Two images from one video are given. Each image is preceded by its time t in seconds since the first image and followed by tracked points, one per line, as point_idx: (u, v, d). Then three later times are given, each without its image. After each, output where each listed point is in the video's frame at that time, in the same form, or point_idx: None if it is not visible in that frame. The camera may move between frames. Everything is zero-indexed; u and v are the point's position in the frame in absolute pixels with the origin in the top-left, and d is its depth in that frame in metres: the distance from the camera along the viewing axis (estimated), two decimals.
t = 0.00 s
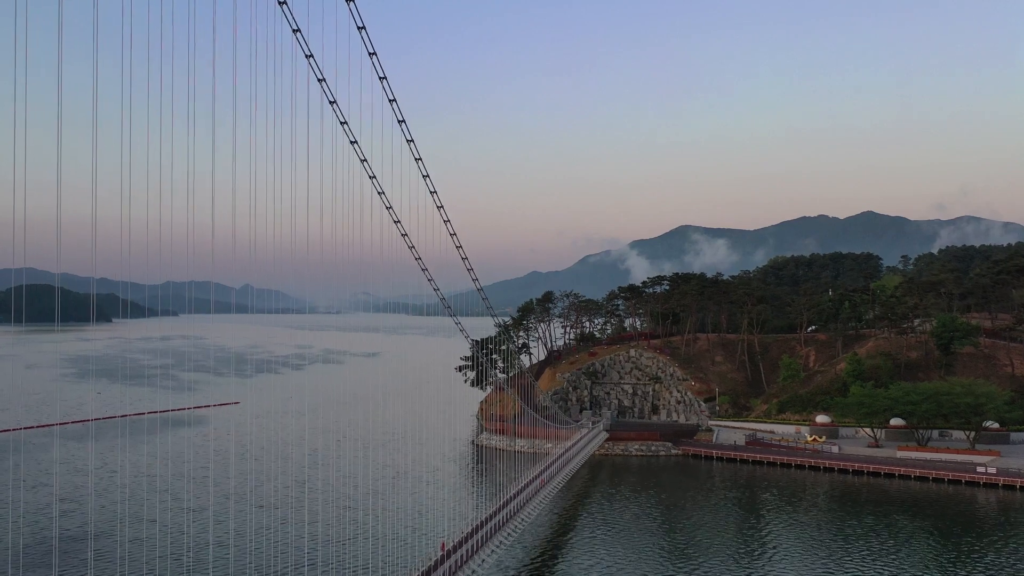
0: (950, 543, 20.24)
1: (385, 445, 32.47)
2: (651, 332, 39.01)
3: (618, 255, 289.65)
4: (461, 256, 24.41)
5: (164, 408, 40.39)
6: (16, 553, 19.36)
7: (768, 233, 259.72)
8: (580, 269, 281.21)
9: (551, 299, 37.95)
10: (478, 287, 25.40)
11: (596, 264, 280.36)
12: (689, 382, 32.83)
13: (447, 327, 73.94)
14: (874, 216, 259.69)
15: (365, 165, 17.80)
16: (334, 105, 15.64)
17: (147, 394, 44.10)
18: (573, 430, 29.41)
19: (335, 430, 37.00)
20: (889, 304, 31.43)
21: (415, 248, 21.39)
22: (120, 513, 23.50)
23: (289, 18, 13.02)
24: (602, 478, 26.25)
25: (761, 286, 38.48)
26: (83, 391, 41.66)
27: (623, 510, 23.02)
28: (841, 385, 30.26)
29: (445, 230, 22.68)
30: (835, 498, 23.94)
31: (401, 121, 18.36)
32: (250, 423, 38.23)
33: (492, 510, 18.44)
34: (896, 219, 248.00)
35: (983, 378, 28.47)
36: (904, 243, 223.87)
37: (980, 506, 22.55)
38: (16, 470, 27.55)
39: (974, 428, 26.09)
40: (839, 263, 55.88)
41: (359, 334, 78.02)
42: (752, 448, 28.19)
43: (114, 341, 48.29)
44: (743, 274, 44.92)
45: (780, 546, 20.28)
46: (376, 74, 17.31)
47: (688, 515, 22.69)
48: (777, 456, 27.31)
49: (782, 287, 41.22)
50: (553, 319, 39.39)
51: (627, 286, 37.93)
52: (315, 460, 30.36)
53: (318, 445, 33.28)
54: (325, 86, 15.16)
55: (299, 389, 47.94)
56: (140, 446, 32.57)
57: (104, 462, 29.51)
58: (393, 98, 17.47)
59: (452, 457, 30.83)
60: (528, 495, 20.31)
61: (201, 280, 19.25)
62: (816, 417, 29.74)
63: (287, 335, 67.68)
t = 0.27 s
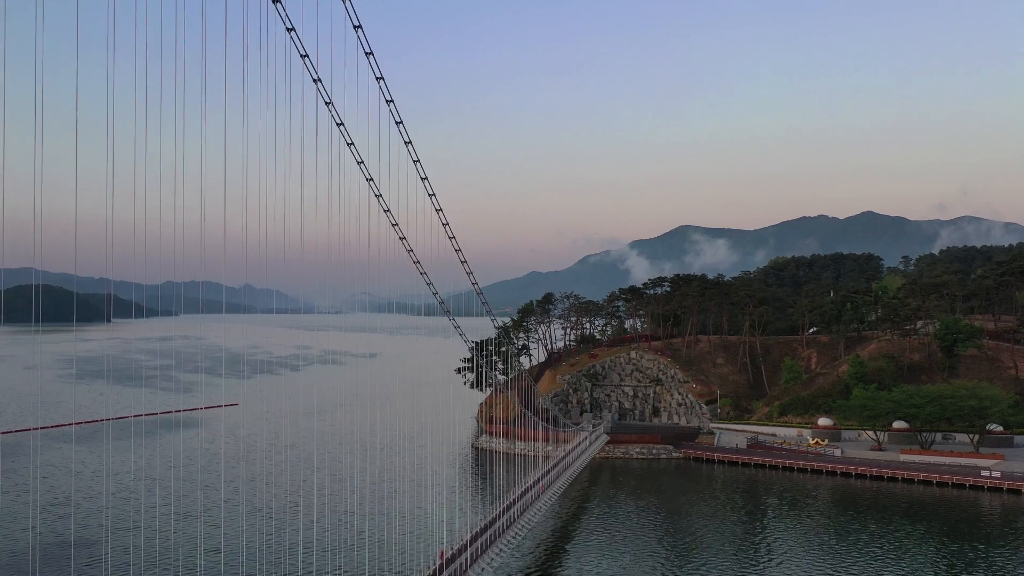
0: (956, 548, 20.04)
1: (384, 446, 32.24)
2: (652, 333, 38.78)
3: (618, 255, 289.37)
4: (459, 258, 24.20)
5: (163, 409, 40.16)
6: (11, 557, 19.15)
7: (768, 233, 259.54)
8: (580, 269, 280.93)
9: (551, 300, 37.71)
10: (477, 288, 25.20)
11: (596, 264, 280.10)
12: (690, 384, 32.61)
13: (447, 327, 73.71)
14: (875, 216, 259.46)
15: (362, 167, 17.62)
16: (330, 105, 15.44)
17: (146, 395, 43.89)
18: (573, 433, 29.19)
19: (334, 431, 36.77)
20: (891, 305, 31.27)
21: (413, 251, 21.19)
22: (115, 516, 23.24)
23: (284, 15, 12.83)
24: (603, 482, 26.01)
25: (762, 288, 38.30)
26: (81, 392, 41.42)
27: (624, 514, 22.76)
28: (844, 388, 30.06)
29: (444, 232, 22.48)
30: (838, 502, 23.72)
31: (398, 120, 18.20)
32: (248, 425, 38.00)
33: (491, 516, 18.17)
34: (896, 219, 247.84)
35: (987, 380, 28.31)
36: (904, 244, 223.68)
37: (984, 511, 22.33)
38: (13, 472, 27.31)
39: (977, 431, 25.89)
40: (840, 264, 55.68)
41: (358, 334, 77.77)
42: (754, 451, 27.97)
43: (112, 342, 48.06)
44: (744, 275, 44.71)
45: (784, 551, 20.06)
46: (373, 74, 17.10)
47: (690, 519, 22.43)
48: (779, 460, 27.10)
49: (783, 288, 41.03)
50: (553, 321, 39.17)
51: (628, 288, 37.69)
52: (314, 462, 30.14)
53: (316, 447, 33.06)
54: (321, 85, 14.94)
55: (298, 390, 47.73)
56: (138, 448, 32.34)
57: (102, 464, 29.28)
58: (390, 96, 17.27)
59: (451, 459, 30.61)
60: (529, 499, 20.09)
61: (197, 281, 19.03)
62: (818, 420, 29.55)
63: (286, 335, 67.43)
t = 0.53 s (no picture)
0: (960, 551, 19.85)
1: (383, 448, 32.02)
2: (653, 335, 38.61)
3: (618, 255, 289.13)
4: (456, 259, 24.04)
5: (162, 411, 39.95)
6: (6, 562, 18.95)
7: (769, 233, 259.30)
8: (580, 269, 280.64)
9: (552, 301, 37.50)
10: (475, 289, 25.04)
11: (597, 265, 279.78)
12: (691, 386, 32.40)
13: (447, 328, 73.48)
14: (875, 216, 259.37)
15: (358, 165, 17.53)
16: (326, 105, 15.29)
17: (145, 396, 43.67)
18: (573, 436, 29.00)
19: (334, 433, 36.56)
20: (893, 307, 31.07)
21: (412, 254, 21.02)
22: (111, 520, 23.03)
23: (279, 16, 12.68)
24: (603, 486, 25.82)
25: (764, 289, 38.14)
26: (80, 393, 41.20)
27: (626, 519, 22.53)
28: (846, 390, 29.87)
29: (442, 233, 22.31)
30: (841, 506, 23.51)
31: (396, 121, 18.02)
32: (248, 427, 37.78)
33: (492, 522, 17.92)
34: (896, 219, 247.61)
35: (990, 383, 28.14)
36: (905, 244, 223.43)
37: (988, 515, 22.13)
38: (9, 475, 27.09)
39: (981, 434, 25.70)
40: (841, 264, 55.51)
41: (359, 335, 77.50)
42: (756, 454, 27.78)
43: (111, 342, 47.83)
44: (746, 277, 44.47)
45: (786, 555, 19.86)
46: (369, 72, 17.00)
47: (692, 524, 22.21)
48: (781, 463, 26.90)
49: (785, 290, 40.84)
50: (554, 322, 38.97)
51: (628, 289, 37.49)
52: (313, 465, 29.92)
53: (316, 450, 32.86)
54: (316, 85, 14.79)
55: (298, 392, 47.56)
56: (136, 450, 32.12)
57: (100, 468, 29.06)
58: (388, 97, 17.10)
59: (451, 461, 30.40)
60: (529, 504, 19.88)
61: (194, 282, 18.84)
62: (820, 422, 29.36)
63: (286, 335, 67.19)
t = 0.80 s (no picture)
0: (965, 556, 19.65)
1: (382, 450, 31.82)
2: (653, 336, 38.38)
3: (618, 255, 288.92)
4: (454, 261, 23.86)
5: (161, 412, 39.74)
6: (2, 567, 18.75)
7: (769, 233, 259.08)
8: (580, 270, 280.41)
9: (552, 302, 37.28)
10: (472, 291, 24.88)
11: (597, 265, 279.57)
12: (692, 388, 32.23)
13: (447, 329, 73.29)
14: (875, 216, 259.22)
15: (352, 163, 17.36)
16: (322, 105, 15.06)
17: (144, 398, 43.47)
18: (573, 439, 28.83)
19: (333, 435, 36.37)
20: (895, 309, 30.90)
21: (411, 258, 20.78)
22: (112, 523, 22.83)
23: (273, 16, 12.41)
24: (604, 489, 25.63)
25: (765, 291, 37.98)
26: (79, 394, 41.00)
27: (627, 523, 22.33)
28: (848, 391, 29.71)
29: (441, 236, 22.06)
30: (844, 510, 23.33)
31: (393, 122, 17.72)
32: (247, 429, 37.59)
33: (492, 527, 17.68)
34: (896, 219, 247.46)
35: (993, 385, 27.97)
36: (905, 244, 223.26)
37: (993, 519, 21.94)
38: (6, 477, 26.85)
39: (984, 436, 25.52)
40: (841, 264, 55.40)
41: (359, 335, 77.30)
42: (758, 457, 27.60)
43: (109, 342, 47.55)
44: (747, 277, 44.30)
45: (789, 560, 19.65)
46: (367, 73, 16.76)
47: (694, 529, 22.01)
48: (783, 466, 26.72)
49: (786, 291, 40.68)
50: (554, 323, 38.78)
51: (629, 290, 37.31)
52: (312, 467, 29.73)
53: (315, 452, 32.66)
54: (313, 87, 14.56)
55: (297, 394, 47.38)
56: (135, 452, 31.92)
57: (98, 471, 28.87)
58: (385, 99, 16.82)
59: (451, 463, 30.21)
60: (530, 508, 19.68)
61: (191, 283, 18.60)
62: (822, 425, 29.20)
63: (286, 336, 67.02)
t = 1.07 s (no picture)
0: (970, 560, 19.43)
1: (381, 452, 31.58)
2: (654, 337, 38.21)
3: (618, 255, 288.76)
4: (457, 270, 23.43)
5: (159, 413, 39.48)
6: None
7: (769, 233, 258.85)
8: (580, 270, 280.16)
9: (552, 304, 37.04)
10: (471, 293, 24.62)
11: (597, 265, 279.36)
12: (693, 390, 32.02)
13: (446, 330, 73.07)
14: (875, 216, 259.23)
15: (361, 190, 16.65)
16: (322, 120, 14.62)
17: (142, 399, 43.19)
18: (573, 442, 28.61)
19: (332, 437, 36.15)
20: (898, 310, 30.68)
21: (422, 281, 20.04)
22: (111, 526, 22.62)
23: (270, 18, 12.15)
24: (605, 492, 25.40)
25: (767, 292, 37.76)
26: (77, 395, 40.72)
27: (628, 528, 22.09)
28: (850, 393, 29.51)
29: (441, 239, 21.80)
30: (847, 514, 23.12)
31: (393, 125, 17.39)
32: (245, 431, 37.35)
33: (493, 533, 17.41)
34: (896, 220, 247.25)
35: (997, 387, 27.77)
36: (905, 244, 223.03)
37: (997, 522, 21.73)
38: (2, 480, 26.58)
39: (988, 439, 25.31)
40: (841, 264, 55.22)
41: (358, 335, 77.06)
42: (760, 460, 27.38)
43: (108, 343, 47.30)
44: (748, 278, 44.09)
45: (792, 565, 19.41)
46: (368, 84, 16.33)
47: (695, 533, 21.78)
48: (785, 469, 26.51)
49: (787, 292, 40.47)
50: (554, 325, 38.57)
51: (629, 291, 37.09)
52: (311, 470, 29.49)
53: (314, 454, 32.43)
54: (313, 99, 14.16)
55: (296, 395, 47.17)
56: (132, 454, 31.67)
57: (95, 474, 28.61)
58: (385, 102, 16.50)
59: (450, 466, 29.99)
60: (530, 513, 19.42)
61: (188, 286, 18.36)
62: (824, 428, 29.01)
63: (286, 335, 66.78)
